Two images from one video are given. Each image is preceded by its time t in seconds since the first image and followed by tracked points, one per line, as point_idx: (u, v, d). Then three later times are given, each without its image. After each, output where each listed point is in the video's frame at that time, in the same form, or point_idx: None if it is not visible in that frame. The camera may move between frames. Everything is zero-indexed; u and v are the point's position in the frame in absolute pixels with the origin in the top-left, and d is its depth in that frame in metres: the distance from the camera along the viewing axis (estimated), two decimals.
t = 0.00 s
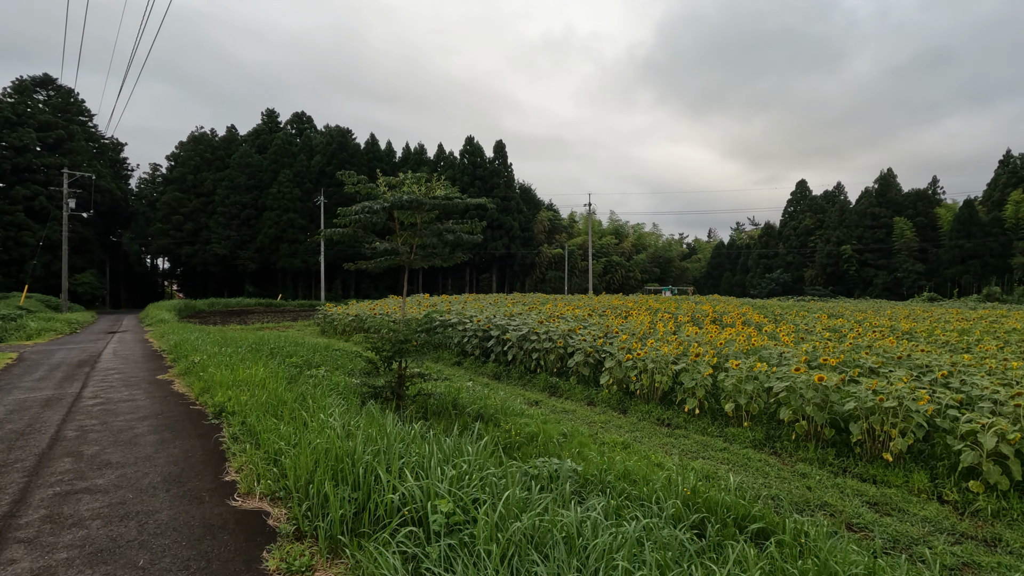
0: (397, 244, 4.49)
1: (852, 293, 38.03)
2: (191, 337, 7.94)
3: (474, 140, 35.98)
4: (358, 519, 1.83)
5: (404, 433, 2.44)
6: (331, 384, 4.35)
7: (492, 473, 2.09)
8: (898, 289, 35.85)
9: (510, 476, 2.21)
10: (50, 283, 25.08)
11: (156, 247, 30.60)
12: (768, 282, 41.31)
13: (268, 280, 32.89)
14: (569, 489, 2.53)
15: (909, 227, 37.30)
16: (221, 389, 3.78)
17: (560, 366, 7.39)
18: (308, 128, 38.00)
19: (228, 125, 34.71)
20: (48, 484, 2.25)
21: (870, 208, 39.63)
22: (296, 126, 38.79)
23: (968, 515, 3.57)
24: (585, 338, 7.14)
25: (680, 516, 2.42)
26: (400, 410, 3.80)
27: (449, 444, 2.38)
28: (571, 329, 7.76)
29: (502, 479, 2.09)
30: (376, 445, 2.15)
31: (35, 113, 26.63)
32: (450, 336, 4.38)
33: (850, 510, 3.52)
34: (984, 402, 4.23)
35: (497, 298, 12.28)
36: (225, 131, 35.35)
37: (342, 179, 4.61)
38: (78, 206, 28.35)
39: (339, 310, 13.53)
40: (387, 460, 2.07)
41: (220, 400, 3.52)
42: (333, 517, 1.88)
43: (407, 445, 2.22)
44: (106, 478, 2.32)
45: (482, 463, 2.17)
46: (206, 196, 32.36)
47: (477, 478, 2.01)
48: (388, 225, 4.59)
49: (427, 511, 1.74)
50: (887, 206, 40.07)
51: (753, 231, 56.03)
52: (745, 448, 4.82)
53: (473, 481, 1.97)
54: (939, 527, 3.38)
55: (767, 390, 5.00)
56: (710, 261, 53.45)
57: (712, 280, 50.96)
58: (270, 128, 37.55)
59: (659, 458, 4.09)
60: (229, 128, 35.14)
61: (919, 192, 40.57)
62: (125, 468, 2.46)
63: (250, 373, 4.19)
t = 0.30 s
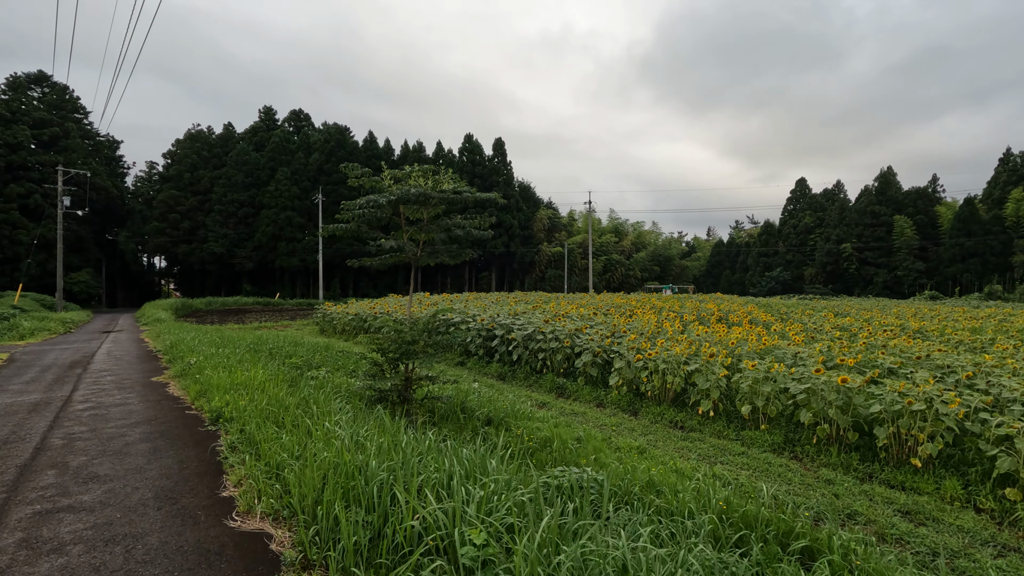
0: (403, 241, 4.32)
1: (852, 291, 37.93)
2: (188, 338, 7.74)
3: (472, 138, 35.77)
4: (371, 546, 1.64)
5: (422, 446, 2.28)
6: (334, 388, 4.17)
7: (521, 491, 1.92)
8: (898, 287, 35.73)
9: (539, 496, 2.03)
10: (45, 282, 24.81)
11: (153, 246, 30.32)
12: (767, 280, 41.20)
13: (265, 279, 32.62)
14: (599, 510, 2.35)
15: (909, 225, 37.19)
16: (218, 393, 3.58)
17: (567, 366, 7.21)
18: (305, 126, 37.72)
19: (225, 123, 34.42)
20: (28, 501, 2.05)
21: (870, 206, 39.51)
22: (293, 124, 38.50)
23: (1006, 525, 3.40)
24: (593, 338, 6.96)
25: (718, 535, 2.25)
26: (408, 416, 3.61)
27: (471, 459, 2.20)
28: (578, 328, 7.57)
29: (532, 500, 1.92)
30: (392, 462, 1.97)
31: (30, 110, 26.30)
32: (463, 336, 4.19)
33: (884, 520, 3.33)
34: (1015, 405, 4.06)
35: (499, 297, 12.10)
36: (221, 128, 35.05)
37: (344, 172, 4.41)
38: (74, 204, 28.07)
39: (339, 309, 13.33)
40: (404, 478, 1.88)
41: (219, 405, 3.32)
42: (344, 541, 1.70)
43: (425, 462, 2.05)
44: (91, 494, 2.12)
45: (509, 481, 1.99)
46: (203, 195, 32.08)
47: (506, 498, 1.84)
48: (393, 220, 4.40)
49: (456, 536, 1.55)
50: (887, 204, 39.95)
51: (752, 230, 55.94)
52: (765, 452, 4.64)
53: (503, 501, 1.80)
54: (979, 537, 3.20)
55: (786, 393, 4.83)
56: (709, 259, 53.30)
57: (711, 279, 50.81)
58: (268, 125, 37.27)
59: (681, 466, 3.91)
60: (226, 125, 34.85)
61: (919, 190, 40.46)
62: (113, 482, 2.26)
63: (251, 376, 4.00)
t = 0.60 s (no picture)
0: (413, 236, 4.16)
1: (851, 290, 37.91)
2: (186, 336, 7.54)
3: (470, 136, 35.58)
4: None
5: (448, 458, 2.12)
6: (340, 391, 3.98)
7: (562, 513, 1.77)
8: (898, 286, 35.68)
9: (579, 517, 1.87)
10: (40, 280, 24.56)
11: (148, 244, 30.04)
12: (766, 279, 41.20)
13: (263, 278, 32.36)
14: (637, 529, 2.19)
15: (908, 224, 37.13)
16: (220, 396, 3.39)
17: (575, 367, 7.04)
18: (302, 123, 37.41)
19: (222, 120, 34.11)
20: (12, 520, 1.86)
21: (870, 205, 39.45)
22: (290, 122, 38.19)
23: None
24: (602, 337, 6.79)
25: (766, 554, 2.10)
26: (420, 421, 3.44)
27: (503, 473, 2.04)
28: (586, 327, 7.40)
29: (575, 522, 1.76)
30: (422, 480, 1.81)
31: (23, 106, 25.94)
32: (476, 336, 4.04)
33: (922, 530, 3.17)
34: None
35: (501, 295, 11.93)
36: (218, 125, 34.73)
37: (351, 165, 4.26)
38: (68, 201, 27.77)
39: (339, 307, 13.14)
40: (434, 496, 1.72)
41: (220, 410, 3.14)
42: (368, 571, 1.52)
43: (455, 479, 1.89)
44: (83, 511, 1.94)
45: (546, 500, 1.82)
46: (199, 192, 31.79)
47: (547, 520, 1.68)
48: (403, 214, 4.23)
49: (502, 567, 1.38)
50: (886, 203, 39.89)
51: (750, 229, 55.87)
52: (786, 457, 4.48)
53: (545, 524, 1.65)
54: None
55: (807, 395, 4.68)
56: (708, 258, 53.22)
57: (710, 278, 50.72)
58: (264, 122, 36.96)
59: (706, 473, 3.74)
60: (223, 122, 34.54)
61: (918, 189, 40.40)
62: (107, 497, 2.08)
63: (253, 378, 3.81)
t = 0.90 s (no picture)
0: (424, 234, 4.03)
1: (848, 290, 37.90)
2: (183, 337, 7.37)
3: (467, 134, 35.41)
4: None
5: (476, 477, 1.97)
6: (345, 397, 3.82)
7: (607, 540, 1.62)
8: (894, 285, 35.72)
9: (623, 543, 1.73)
10: (32, 279, 24.26)
11: (143, 242, 29.75)
12: (763, 278, 41.24)
13: (258, 276, 32.09)
14: (677, 550, 2.05)
15: (905, 224, 37.18)
16: (222, 403, 3.23)
17: (582, 368, 6.90)
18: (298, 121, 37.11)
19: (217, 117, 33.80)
20: None
21: (867, 205, 39.47)
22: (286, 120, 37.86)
23: None
24: (609, 338, 6.66)
25: None
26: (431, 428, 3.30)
27: (537, 496, 1.90)
28: (592, 328, 7.26)
29: (621, 552, 1.62)
30: (455, 508, 1.67)
31: (15, 103, 25.60)
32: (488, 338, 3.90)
33: (957, 540, 3.05)
34: None
35: (503, 295, 11.77)
36: (213, 123, 34.43)
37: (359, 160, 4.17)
38: (61, 199, 27.44)
39: (337, 307, 12.98)
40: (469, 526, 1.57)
41: (223, 419, 2.98)
42: None
43: (489, 504, 1.74)
44: (77, 535, 1.78)
45: (589, 528, 1.68)
46: (194, 190, 31.49)
47: (593, 549, 1.54)
48: (412, 211, 4.12)
49: None
50: (883, 202, 39.91)
51: (748, 228, 55.85)
52: (806, 462, 4.34)
53: (591, 554, 1.50)
54: None
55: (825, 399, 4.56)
56: (705, 257, 53.20)
57: (707, 277, 50.70)
58: (260, 120, 36.65)
59: (729, 481, 3.61)
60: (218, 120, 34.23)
61: (915, 189, 40.42)
62: (103, 518, 1.92)
63: (255, 383, 3.64)
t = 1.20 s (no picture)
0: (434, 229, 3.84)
1: (844, 289, 37.92)
2: (178, 337, 7.16)
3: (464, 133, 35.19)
4: None
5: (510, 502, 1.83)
6: (349, 399, 3.64)
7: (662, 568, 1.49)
8: (890, 285, 35.77)
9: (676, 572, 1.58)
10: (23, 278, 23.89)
11: (136, 240, 29.39)
12: (760, 278, 41.24)
13: (253, 276, 31.79)
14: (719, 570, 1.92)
15: (901, 223, 37.26)
16: (221, 408, 3.04)
17: (589, 369, 6.73)
18: (294, 119, 36.78)
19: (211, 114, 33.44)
20: None
21: (863, 204, 39.55)
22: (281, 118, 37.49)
23: None
24: (616, 338, 6.50)
25: None
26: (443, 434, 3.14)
27: (578, 524, 1.77)
28: (599, 327, 7.08)
29: None
30: (494, 534, 1.54)
31: (5, 99, 25.20)
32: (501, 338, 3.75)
33: (997, 550, 2.90)
34: None
35: (504, 294, 11.59)
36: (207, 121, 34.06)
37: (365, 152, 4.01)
38: (52, 197, 27.05)
39: (335, 306, 12.76)
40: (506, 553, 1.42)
41: (222, 423, 2.79)
42: None
43: (529, 532, 1.61)
44: (62, 558, 1.60)
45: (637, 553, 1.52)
46: (188, 188, 31.15)
47: None
48: (421, 206, 3.94)
49: None
50: (879, 202, 39.96)
51: (744, 228, 55.90)
52: (827, 466, 4.19)
53: None
54: None
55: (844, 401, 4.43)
56: (702, 257, 53.20)
57: (704, 276, 50.69)
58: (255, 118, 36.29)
59: (754, 488, 3.46)
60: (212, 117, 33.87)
61: (911, 189, 40.50)
62: (92, 537, 1.73)
63: (255, 385, 3.45)
